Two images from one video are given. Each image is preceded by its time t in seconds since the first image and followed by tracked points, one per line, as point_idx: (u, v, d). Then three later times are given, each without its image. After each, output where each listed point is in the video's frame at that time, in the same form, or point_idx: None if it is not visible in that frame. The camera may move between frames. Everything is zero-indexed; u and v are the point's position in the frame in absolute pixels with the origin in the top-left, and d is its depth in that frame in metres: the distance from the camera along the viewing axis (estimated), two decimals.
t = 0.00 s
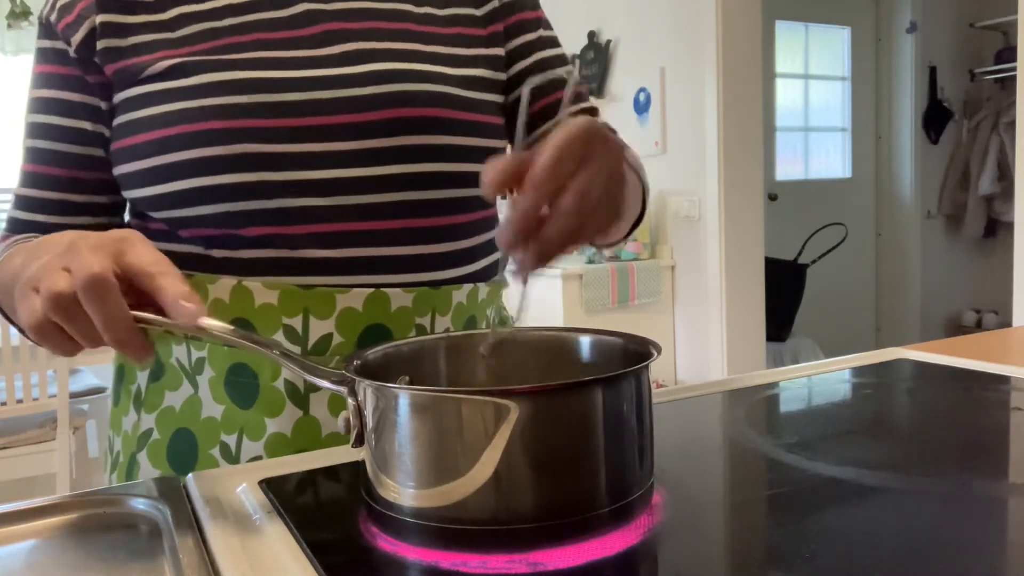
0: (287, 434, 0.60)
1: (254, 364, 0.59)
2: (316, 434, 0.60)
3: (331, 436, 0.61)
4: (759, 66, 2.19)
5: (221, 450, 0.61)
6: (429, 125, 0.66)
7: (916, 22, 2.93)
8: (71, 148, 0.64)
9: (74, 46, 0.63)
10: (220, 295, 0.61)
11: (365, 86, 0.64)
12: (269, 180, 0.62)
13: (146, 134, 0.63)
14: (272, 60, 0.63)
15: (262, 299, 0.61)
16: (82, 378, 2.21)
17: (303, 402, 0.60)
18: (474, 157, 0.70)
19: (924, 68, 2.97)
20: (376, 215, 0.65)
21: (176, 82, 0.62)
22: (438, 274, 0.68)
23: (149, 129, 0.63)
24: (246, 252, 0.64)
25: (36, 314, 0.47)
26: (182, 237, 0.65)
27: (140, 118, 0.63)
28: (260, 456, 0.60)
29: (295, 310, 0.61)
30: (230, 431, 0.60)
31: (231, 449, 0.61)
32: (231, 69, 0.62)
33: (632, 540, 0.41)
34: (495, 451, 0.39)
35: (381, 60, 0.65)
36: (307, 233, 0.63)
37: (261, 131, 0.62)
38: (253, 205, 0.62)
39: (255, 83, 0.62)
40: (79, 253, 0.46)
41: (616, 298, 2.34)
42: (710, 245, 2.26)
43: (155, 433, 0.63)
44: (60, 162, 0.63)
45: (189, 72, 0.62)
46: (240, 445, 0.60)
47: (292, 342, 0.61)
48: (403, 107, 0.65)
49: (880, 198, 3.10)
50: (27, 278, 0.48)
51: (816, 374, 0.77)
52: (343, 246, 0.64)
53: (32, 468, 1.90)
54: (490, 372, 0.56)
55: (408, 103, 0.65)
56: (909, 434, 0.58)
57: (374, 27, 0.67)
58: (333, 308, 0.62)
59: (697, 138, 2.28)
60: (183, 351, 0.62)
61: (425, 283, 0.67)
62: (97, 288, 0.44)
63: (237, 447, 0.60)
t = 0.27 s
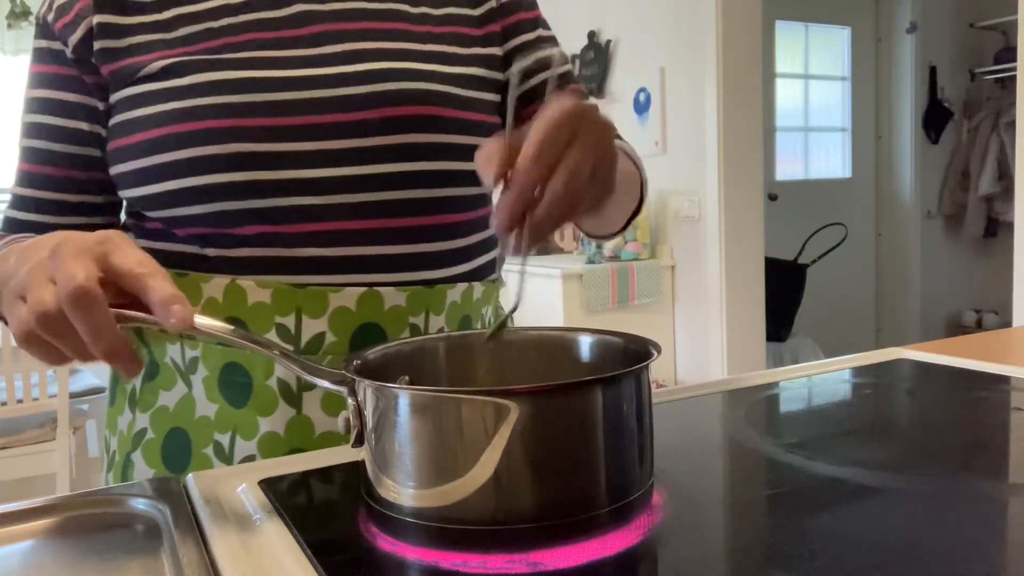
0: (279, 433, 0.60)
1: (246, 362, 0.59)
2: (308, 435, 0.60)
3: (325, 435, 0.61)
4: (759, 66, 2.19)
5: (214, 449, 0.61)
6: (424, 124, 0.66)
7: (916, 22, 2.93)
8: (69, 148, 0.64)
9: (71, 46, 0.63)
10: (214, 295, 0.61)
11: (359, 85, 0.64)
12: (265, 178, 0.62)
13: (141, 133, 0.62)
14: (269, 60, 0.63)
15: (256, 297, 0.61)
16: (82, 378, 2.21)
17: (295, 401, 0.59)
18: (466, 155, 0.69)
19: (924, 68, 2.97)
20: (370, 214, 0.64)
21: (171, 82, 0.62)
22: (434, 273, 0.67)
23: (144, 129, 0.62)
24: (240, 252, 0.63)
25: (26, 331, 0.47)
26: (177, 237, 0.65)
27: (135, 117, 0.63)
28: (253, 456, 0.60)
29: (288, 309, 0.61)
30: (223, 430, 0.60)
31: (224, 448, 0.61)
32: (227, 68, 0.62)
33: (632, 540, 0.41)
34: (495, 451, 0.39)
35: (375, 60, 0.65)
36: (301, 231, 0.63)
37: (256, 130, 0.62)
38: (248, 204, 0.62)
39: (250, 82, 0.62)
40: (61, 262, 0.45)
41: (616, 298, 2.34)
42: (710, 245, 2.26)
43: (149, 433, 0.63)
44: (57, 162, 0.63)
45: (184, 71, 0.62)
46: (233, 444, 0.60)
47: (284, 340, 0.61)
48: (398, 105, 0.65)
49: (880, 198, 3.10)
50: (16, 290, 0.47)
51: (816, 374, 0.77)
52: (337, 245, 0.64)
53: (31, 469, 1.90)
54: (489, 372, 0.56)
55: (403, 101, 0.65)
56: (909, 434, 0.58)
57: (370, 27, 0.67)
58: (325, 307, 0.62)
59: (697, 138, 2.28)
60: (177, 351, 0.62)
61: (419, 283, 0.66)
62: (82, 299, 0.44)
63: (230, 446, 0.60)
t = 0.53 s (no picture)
0: (273, 433, 0.59)
1: (238, 361, 0.59)
2: (301, 434, 0.60)
3: (319, 434, 0.60)
4: (759, 66, 2.19)
5: (208, 449, 0.61)
6: (420, 124, 0.66)
7: (916, 22, 2.93)
8: (64, 148, 0.64)
9: (67, 45, 0.63)
10: (206, 294, 0.61)
11: (355, 85, 0.64)
12: (263, 177, 0.62)
13: (137, 133, 0.63)
14: (266, 60, 0.63)
15: (247, 298, 0.61)
16: (81, 378, 2.21)
17: (288, 400, 0.59)
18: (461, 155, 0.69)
19: (924, 68, 2.97)
20: (366, 213, 0.64)
21: (166, 82, 0.62)
22: (421, 272, 0.67)
23: (140, 128, 0.62)
24: (236, 252, 0.63)
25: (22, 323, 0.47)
26: (172, 236, 0.65)
27: (130, 117, 0.63)
28: (245, 457, 0.60)
29: (279, 308, 0.61)
30: (216, 430, 0.60)
31: (217, 448, 0.60)
32: (224, 69, 0.62)
33: (633, 540, 0.41)
34: (495, 451, 0.39)
35: (370, 60, 0.65)
36: (297, 231, 0.63)
37: (253, 130, 0.62)
38: (243, 203, 0.62)
39: (246, 82, 0.62)
40: (58, 254, 0.46)
41: (616, 298, 2.34)
42: (710, 245, 2.26)
43: (143, 433, 0.63)
44: (51, 161, 0.63)
45: (180, 71, 0.62)
46: (226, 444, 0.60)
47: (276, 340, 0.61)
48: (392, 105, 0.64)
49: (880, 197, 3.10)
50: (9, 281, 0.48)
51: (816, 374, 0.77)
52: (332, 245, 0.63)
53: (31, 469, 1.90)
54: (488, 373, 0.56)
55: (400, 101, 0.65)
56: (909, 434, 0.58)
57: (365, 27, 0.67)
58: (317, 306, 0.62)
59: (697, 137, 2.28)
60: (171, 350, 0.62)
61: (414, 282, 0.66)
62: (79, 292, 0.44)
63: (223, 446, 0.60)
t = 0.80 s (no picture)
0: (272, 433, 0.60)
1: (237, 362, 0.59)
2: (300, 434, 0.60)
3: (318, 434, 0.60)
4: (759, 66, 2.19)
5: (207, 449, 0.61)
6: (417, 124, 0.66)
7: (916, 22, 2.93)
8: (60, 148, 0.64)
9: (64, 47, 0.63)
10: (203, 295, 0.61)
11: (352, 86, 0.63)
12: (259, 177, 0.62)
13: (131, 134, 0.62)
14: (263, 60, 0.63)
15: (245, 298, 0.61)
16: (81, 378, 2.22)
17: (287, 400, 0.60)
18: (460, 155, 0.69)
19: (924, 68, 2.97)
20: (364, 213, 0.64)
21: (163, 82, 0.62)
22: (423, 271, 0.67)
23: (136, 129, 0.62)
24: (231, 251, 0.63)
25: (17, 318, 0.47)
26: (169, 236, 0.65)
27: (125, 118, 0.63)
28: (245, 457, 0.60)
29: (278, 308, 0.61)
30: (215, 431, 0.60)
31: (216, 449, 0.60)
32: (220, 70, 0.62)
33: (632, 540, 0.41)
34: (495, 450, 0.39)
35: (368, 60, 0.65)
36: (295, 232, 0.63)
37: (248, 131, 0.61)
38: (240, 204, 0.62)
39: (242, 82, 0.61)
40: (58, 251, 0.46)
41: (616, 299, 2.34)
42: (710, 245, 2.26)
43: (141, 434, 0.63)
44: (47, 162, 0.63)
45: (176, 72, 0.62)
46: (225, 444, 0.60)
47: (274, 340, 0.61)
48: (388, 106, 0.64)
49: (880, 198, 3.10)
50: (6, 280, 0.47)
51: (816, 374, 0.77)
52: (329, 244, 0.63)
53: (31, 469, 1.90)
54: (487, 373, 0.56)
55: (398, 101, 0.65)
56: (908, 434, 0.58)
57: (362, 27, 0.66)
58: (316, 306, 0.62)
59: (697, 137, 2.28)
60: (169, 351, 0.62)
61: (411, 281, 0.66)
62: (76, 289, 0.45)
63: (223, 446, 0.60)
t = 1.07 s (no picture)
0: (273, 432, 0.60)
1: (239, 361, 0.59)
2: (301, 432, 0.60)
3: (318, 433, 0.60)
4: (759, 66, 2.19)
5: (208, 449, 0.61)
6: (416, 124, 0.66)
7: (916, 22, 2.93)
8: (60, 151, 0.64)
9: (62, 49, 0.63)
10: (204, 294, 0.61)
11: (350, 86, 0.63)
12: (258, 179, 0.62)
13: (129, 136, 0.62)
14: (262, 62, 0.63)
15: (246, 297, 0.61)
16: (81, 378, 2.22)
17: (288, 399, 0.60)
18: (459, 155, 0.69)
19: (924, 68, 2.97)
20: (365, 213, 0.64)
21: (161, 85, 0.62)
22: (424, 270, 0.67)
23: (135, 131, 0.62)
24: (235, 251, 0.63)
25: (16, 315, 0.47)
26: (169, 238, 0.65)
27: (124, 120, 0.63)
28: (246, 456, 0.60)
29: (279, 307, 0.61)
30: (216, 430, 0.60)
31: (217, 448, 0.60)
32: (219, 72, 0.62)
33: (632, 540, 0.41)
34: (495, 451, 0.39)
35: (367, 61, 0.65)
36: (294, 232, 0.63)
37: (246, 133, 0.61)
38: (239, 207, 0.62)
39: (241, 84, 0.62)
40: (58, 251, 0.46)
41: (616, 299, 2.34)
42: (710, 245, 2.26)
43: (142, 434, 0.63)
44: (47, 164, 0.63)
45: (174, 74, 0.62)
46: (226, 444, 0.60)
47: (275, 339, 0.61)
48: (388, 107, 0.64)
49: (880, 198, 3.10)
50: (8, 280, 0.48)
51: (815, 374, 0.77)
52: (329, 244, 0.64)
53: (31, 469, 1.91)
54: (488, 372, 0.56)
55: (398, 102, 0.65)
56: (907, 434, 0.58)
57: (360, 29, 0.66)
58: (317, 305, 0.62)
59: (697, 137, 2.28)
60: (170, 351, 0.62)
61: (412, 279, 0.66)
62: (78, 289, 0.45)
63: (224, 446, 0.60)
